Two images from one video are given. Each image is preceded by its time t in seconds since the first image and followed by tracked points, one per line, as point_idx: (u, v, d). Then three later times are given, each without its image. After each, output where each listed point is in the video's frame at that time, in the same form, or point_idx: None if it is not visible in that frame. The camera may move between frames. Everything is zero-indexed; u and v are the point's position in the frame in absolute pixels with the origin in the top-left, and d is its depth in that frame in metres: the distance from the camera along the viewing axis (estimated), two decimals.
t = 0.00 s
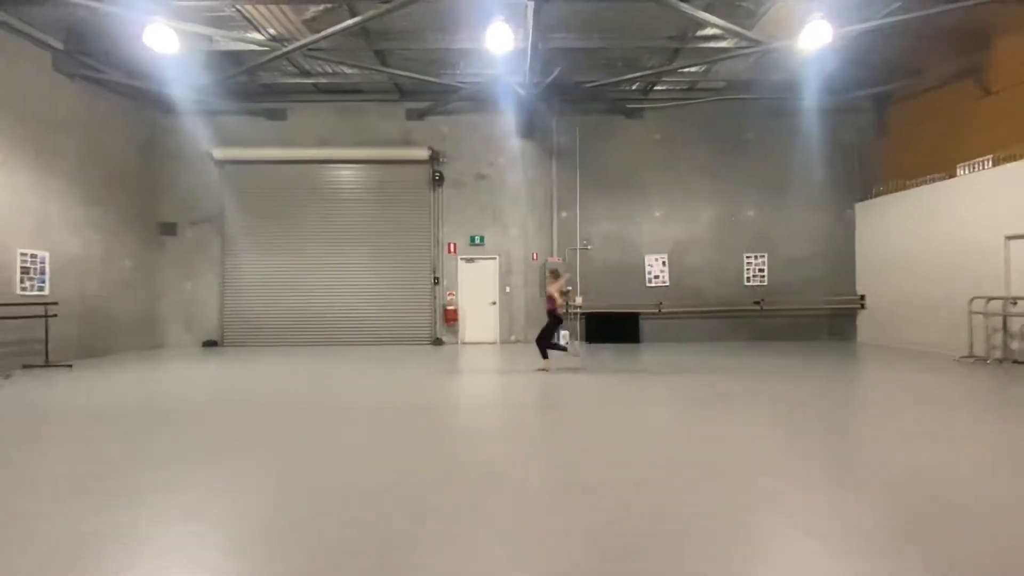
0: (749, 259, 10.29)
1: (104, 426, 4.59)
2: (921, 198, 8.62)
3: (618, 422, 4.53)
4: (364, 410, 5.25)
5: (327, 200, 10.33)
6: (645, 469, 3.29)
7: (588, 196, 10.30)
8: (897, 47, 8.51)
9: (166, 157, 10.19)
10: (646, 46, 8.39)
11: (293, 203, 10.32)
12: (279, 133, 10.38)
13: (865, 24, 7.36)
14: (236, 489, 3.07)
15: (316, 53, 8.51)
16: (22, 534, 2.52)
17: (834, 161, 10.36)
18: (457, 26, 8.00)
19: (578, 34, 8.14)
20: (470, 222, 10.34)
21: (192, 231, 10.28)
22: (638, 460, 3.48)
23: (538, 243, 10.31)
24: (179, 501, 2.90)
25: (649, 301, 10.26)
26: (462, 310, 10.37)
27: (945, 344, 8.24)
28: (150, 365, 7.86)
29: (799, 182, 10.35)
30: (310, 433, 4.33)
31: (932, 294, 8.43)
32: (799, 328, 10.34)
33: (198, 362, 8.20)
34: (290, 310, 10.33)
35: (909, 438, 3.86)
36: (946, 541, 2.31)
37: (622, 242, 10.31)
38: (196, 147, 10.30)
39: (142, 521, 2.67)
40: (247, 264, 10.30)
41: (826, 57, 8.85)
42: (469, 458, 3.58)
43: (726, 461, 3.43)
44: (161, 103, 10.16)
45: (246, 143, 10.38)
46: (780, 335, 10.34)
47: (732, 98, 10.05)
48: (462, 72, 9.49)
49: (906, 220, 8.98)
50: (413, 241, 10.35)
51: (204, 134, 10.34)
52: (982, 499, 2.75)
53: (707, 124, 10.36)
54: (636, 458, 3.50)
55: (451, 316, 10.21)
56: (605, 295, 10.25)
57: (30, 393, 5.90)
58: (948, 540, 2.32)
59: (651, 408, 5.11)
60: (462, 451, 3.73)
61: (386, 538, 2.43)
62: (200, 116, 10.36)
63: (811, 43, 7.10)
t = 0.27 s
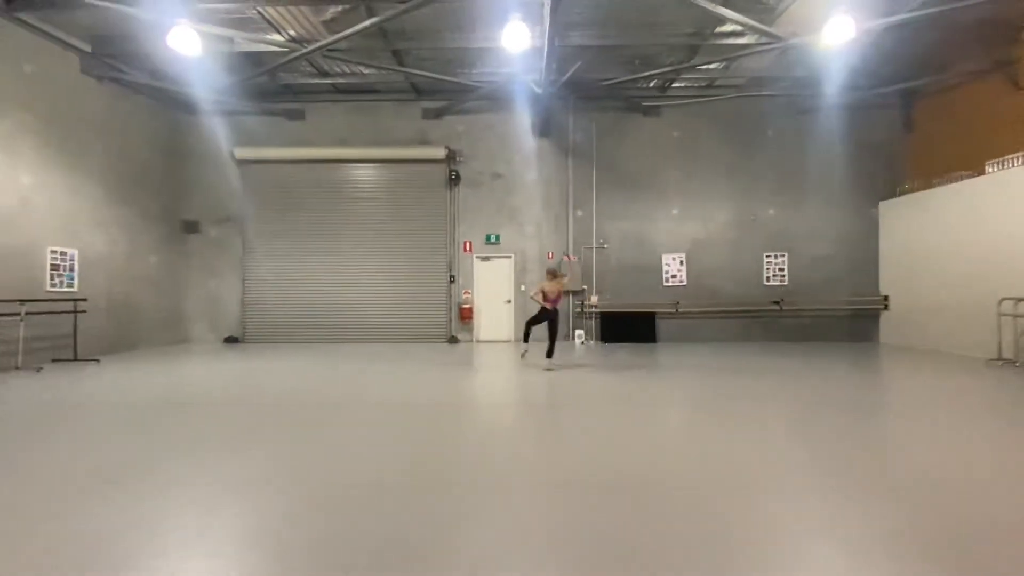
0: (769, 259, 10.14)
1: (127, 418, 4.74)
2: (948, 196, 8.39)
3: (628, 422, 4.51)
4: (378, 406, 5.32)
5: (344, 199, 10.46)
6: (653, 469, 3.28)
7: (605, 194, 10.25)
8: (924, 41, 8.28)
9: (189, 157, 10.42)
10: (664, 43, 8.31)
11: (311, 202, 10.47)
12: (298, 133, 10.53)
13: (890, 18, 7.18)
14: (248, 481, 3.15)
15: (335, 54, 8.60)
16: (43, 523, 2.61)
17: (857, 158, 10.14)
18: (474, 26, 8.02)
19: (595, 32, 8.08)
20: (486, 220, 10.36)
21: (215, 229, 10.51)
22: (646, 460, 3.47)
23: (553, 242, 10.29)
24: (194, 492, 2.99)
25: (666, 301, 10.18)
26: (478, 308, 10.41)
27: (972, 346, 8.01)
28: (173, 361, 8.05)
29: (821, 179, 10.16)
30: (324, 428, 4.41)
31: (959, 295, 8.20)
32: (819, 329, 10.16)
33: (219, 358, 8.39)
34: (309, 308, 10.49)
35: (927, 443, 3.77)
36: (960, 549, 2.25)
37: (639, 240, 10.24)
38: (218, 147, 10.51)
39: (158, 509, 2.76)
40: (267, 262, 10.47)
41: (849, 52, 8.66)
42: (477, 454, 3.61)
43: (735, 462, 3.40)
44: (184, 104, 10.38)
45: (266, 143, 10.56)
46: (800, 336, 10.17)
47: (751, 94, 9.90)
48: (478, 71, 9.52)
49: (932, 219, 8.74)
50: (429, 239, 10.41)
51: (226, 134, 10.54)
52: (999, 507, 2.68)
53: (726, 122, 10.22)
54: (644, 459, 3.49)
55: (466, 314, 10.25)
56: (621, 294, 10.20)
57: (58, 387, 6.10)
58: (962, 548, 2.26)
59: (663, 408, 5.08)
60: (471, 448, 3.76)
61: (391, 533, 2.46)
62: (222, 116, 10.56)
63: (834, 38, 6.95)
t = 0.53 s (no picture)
0: (788, 258, 9.97)
1: (148, 413, 4.87)
2: (975, 194, 8.15)
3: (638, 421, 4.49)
4: (391, 403, 5.38)
5: (361, 199, 10.57)
6: (660, 470, 3.26)
7: (621, 193, 10.19)
8: (951, 35, 8.05)
9: (211, 158, 10.64)
10: (682, 40, 8.22)
11: (328, 202, 10.62)
12: (317, 133, 10.67)
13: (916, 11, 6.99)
14: (259, 475, 3.22)
15: (352, 54, 8.69)
16: (62, 511, 2.70)
17: (881, 156, 9.92)
18: (489, 25, 8.02)
19: (612, 29, 8.03)
20: (501, 219, 10.37)
21: (236, 228, 10.73)
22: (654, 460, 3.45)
23: (568, 241, 10.24)
24: (207, 485, 3.06)
25: (682, 300, 10.08)
26: (492, 307, 10.44)
27: (999, 349, 7.77)
28: (194, 357, 8.24)
29: (842, 177, 9.96)
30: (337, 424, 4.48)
31: (986, 296, 7.96)
32: (840, 330, 9.96)
33: (239, 355, 8.56)
34: (326, 306, 10.63)
35: (946, 447, 3.67)
36: (976, 558, 2.18)
37: (655, 239, 10.15)
38: (239, 147, 10.71)
39: (173, 501, 2.84)
40: (285, 261, 10.66)
41: (873, 47, 8.46)
42: (486, 453, 3.63)
43: (745, 464, 3.35)
44: (206, 105, 10.60)
45: (285, 143, 10.73)
46: (820, 337, 9.99)
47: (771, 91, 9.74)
48: (494, 70, 9.53)
49: (958, 217, 8.51)
50: (445, 238, 10.47)
51: (247, 134, 10.73)
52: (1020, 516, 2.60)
53: (745, 119, 10.07)
54: (652, 459, 3.47)
55: (481, 313, 10.27)
56: (636, 294, 10.13)
57: (84, 381, 6.29)
58: (980, 557, 2.19)
59: (675, 408, 5.04)
60: (480, 446, 3.79)
61: (397, 529, 2.48)
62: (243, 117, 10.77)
63: (856, 33, 6.79)
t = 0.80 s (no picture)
0: (802, 258, 9.86)
1: (163, 409, 4.96)
2: (994, 193, 7.99)
3: (645, 421, 4.48)
4: (399, 401, 5.42)
5: (372, 198, 10.65)
6: (664, 469, 3.26)
7: (631, 192, 10.15)
8: (970, 30, 7.89)
9: (226, 158, 10.79)
10: (694, 38, 8.15)
11: (340, 202, 10.71)
12: (329, 133, 10.77)
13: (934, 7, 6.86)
14: (267, 471, 3.27)
15: (364, 55, 8.74)
16: (77, 506, 2.77)
17: (897, 154, 9.77)
18: (500, 24, 8.03)
19: (622, 28, 7.99)
20: (512, 218, 10.38)
21: (250, 227, 10.89)
22: (658, 460, 3.45)
23: (578, 240, 10.22)
24: (217, 481, 3.12)
25: (693, 300, 10.02)
26: (503, 306, 10.45)
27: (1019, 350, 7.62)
28: (209, 355, 8.37)
29: (857, 176, 9.82)
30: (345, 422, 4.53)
31: (1005, 296, 7.81)
32: (854, 331, 9.84)
33: (252, 353, 8.68)
34: (337, 305, 10.73)
35: (959, 449, 3.62)
36: (988, 564, 2.14)
37: (666, 238, 10.10)
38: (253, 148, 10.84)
39: (183, 496, 2.89)
40: (297, 260, 10.78)
41: (889, 44, 8.32)
42: (491, 451, 3.65)
43: (751, 465, 3.33)
44: (221, 106, 10.74)
45: (298, 144, 10.84)
46: (833, 338, 9.88)
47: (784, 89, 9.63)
48: (505, 70, 9.55)
49: (976, 216, 8.35)
50: (455, 238, 10.50)
51: (261, 135, 10.87)
52: None
53: (758, 117, 9.97)
54: (657, 459, 3.46)
55: (491, 313, 10.30)
56: (647, 293, 10.09)
57: (101, 378, 6.42)
58: (991, 562, 2.15)
59: (683, 408, 5.02)
60: (485, 445, 3.81)
61: (402, 527, 2.50)
62: (257, 118, 10.90)
63: (871, 30, 6.68)
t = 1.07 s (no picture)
0: (810, 257, 9.79)
1: (170, 409, 5.00)
2: (1006, 192, 7.89)
3: (649, 421, 4.46)
4: (404, 401, 5.43)
5: (378, 199, 10.69)
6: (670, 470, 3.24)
7: (637, 192, 10.11)
8: (981, 26, 7.80)
9: (233, 159, 10.87)
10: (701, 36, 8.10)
11: (346, 202, 10.76)
12: (335, 134, 10.82)
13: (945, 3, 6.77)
14: (271, 470, 3.29)
15: (369, 55, 8.77)
16: (85, 503, 2.80)
17: (906, 152, 9.68)
18: (506, 24, 8.02)
19: (628, 27, 7.96)
20: (517, 218, 10.38)
21: (257, 228, 10.96)
22: (662, 460, 3.43)
23: (585, 240, 10.19)
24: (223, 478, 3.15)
25: (700, 300, 9.97)
26: (508, 306, 10.46)
27: None
28: (217, 354, 8.43)
29: (865, 174, 9.75)
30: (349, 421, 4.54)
31: (1017, 296, 7.71)
32: (863, 331, 9.75)
33: (260, 353, 8.73)
34: (343, 305, 10.78)
35: (968, 450, 3.57)
36: (996, 567, 2.11)
37: (672, 238, 10.06)
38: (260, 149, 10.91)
39: (188, 494, 2.91)
40: (304, 261, 10.84)
41: (899, 41, 8.24)
42: (494, 451, 3.65)
43: (755, 466, 3.31)
44: (228, 108, 10.82)
45: (304, 145, 10.90)
46: (842, 338, 9.79)
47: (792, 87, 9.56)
48: (510, 70, 9.54)
49: (987, 215, 8.25)
50: (460, 237, 10.51)
51: (268, 136, 10.94)
52: None
53: (765, 116, 9.91)
54: (660, 459, 3.45)
55: (497, 313, 10.30)
56: (653, 293, 10.05)
57: (110, 377, 6.50)
58: (999, 565, 2.13)
59: (688, 408, 4.99)
60: (488, 445, 3.81)
61: (405, 527, 2.50)
62: (264, 119, 10.97)
63: (881, 27, 6.61)
